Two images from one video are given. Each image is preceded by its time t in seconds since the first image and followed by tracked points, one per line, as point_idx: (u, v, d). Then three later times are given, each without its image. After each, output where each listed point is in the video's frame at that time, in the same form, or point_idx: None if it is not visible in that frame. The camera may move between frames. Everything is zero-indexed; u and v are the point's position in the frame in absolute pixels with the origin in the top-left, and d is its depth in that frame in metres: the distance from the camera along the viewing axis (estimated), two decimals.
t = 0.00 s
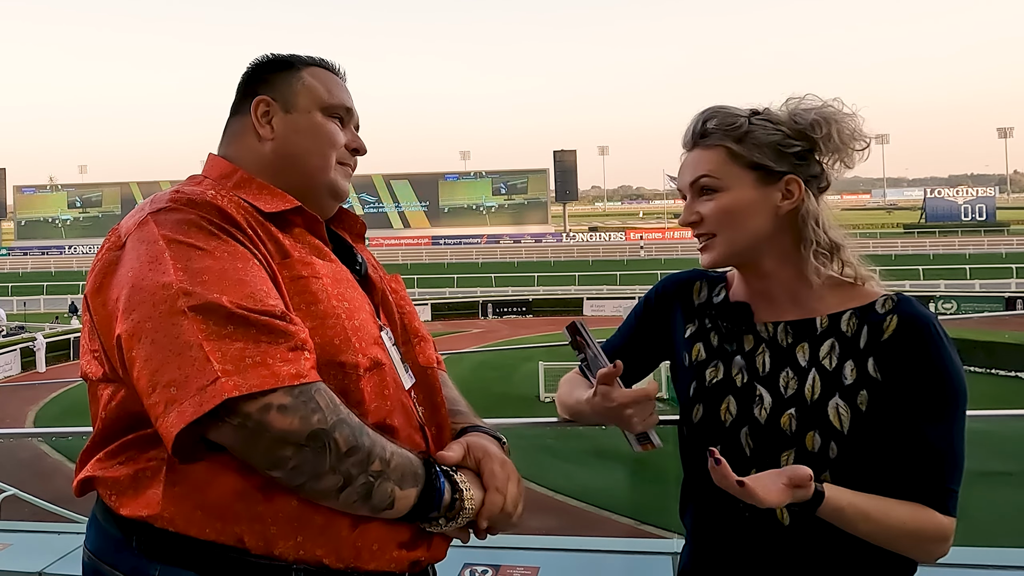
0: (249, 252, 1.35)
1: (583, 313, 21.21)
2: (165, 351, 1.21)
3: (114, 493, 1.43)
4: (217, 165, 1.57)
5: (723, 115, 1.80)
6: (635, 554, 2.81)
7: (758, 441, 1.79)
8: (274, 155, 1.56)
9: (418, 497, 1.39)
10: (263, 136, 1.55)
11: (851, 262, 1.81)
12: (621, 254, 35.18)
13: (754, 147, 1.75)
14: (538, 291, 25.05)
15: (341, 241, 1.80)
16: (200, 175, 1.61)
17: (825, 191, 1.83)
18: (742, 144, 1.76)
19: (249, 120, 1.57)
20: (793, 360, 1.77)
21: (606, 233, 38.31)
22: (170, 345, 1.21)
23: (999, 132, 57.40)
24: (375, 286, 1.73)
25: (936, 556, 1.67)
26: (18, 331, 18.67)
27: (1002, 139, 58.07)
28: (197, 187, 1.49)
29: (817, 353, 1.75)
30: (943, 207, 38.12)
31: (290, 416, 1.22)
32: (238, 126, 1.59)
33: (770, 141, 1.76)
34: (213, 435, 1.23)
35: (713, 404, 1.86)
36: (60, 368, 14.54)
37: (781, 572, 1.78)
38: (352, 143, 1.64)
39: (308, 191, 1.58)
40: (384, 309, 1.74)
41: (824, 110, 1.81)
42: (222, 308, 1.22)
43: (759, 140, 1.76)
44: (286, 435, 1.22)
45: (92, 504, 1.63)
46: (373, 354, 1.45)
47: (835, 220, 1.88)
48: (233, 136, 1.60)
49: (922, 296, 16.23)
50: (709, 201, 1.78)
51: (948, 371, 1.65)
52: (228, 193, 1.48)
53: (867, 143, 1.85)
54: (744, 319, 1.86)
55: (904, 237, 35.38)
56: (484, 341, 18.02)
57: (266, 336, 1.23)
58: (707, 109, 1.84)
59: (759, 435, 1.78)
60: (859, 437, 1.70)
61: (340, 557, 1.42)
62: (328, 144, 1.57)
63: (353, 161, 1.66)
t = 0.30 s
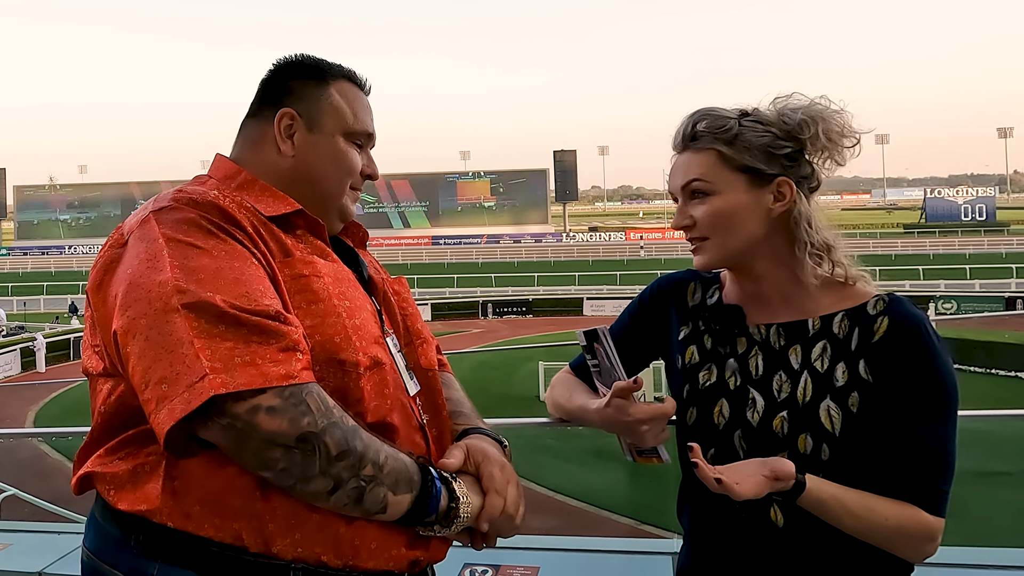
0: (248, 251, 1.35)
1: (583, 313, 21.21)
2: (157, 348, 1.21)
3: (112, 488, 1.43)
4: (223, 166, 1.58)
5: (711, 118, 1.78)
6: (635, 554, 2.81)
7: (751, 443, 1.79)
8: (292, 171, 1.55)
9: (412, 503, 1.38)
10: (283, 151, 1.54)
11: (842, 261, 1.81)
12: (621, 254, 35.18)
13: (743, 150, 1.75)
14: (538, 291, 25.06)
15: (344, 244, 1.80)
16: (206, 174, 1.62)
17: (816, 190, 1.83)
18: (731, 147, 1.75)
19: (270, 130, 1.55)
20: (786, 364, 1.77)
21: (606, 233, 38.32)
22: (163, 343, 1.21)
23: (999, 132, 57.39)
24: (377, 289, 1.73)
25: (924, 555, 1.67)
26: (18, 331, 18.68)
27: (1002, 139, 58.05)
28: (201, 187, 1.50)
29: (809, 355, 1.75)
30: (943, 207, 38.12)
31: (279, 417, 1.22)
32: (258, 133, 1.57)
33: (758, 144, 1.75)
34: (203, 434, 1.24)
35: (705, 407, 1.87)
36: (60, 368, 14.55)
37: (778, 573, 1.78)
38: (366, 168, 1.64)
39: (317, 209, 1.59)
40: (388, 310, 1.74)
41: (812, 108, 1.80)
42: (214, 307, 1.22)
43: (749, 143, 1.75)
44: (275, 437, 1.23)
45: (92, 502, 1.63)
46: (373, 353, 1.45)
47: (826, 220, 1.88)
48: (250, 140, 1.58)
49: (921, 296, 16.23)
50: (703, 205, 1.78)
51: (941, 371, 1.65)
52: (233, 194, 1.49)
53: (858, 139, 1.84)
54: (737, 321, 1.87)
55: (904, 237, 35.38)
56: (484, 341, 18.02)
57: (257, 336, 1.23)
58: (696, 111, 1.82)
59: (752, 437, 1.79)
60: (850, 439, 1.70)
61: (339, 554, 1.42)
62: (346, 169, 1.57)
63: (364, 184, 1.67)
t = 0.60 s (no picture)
0: (249, 254, 1.35)
1: (584, 313, 21.21)
2: (157, 352, 1.21)
3: (112, 488, 1.44)
4: (225, 166, 1.58)
5: (736, 109, 1.80)
6: (634, 555, 2.81)
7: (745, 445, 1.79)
8: (291, 174, 1.55)
9: (410, 510, 1.38)
10: (280, 156, 1.54)
11: (841, 266, 1.82)
12: (621, 254, 35.18)
13: (768, 145, 1.76)
14: (538, 291, 25.06)
15: (344, 244, 1.80)
16: (207, 176, 1.62)
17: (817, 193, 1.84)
18: (757, 140, 1.77)
19: (266, 135, 1.54)
20: (779, 364, 1.78)
21: (606, 234, 38.32)
22: (163, 347, 1.21)
23: (999, 132, 57.41)
24: (378, 290, 1.73)
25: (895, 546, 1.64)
26: (18, 331, 18.69)
27: (1002, 139, 58.08)
28: (202, 189, 1.51)
29: (801, 356, 1.76)
30: (943, 207, 38.12)
31: (278, 423, 1.22)
32: (253, 137, 1.56)
33: (782, 138, 1.77)
34: (202, 438, 1.24)
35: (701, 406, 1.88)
36: (60, 368, 14.56)
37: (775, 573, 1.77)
38: (365, 163, 1.63)
39: (318, 209, 1.59)
40: (388, 311, 1.74)
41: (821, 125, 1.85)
42: (214, 311, 1.22)
43: (773, 140, 1.77)
44: (273, 443, 1.23)
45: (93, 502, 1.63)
46: (374, 356, 1.45)
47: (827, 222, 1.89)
48: (246, 144, 1.58)
49: (921, 296, 16.24)
50: (718, 191, 1.77)
51: (929, 371, 1.64)
52: (233, 196, 1.49)
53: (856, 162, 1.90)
54: (732, 322, 1.87)
55: (904, 237, 35.38)
56: (484, 342, 18.03)
57: (256, 342, 1.23)
58: (724, 103, 1.83)
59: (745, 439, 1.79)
60: (840, 439, 1.70)
61: (338, 557, 1.42)
62: (344, 168, 1.56)
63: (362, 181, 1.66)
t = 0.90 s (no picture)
0: (250, 257, 1.35)
1: (583, 313, 21.21)
2: (158, 355, 1.21)
3: (112, 489, 1.44)
4: (225, 167, 1.58)
5: (743, 106, 1.80)
6: (635, 555, 2.81)
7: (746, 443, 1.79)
8: (291, 174, 1.55)
9: (409, 516, 1.37)
10: (280, 156, 1.54)
11: (842, 265, 1.82)
12: (621, 254, 35.18)
13: (772, 143, 1.76)
14: (538, 291, 25.06)
15: (345, 244, 1.80)
16: (208, 176, 1.62)
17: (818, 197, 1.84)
18: (761, 138, 1.77)
19: (266, 135, 1.54)
20: (781, 363, 1.78)
21: (606, 233, 38.33)
22: (163, 350, 1.21)
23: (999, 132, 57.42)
24: (380, 292, 1.74)
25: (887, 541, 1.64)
26: (18, 331, 18.69)
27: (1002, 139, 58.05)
28: (203, 189, 1.51)
29: (803, 355, 1.76)
30: (943, 207, 38.12)
31: (278, 428, 1.22)
32: (253, 138, 1.56)
33: (786, 138, 1.77)
34: (202, 441, 1.24)
35: (701, 406, 1.88)
36: (60, 368, 14.56)
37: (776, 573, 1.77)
38: (366, 161, 1.63)
39: (317, 208, 1.59)
40: (389, 313, 1.74)
41: (818, 129, 1.85)
42: (215, 314, 1.21)
43: (777, 139, 1.77)
44: (272, 447, 1.23)
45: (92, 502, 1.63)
46: (375, 358, 1.45)
47: (828, 223, 1.89)
48: (246, 145, 1.57)
49: (921, 296, 16.24)
50: (721, 187, 1.77)
51: (927, 371, 1.63)
52: (234, 197, 1.49)
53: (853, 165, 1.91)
54: (733, 321, 1.87)
55: (904, 237, 35.38)
56: (484, 342, 18.04)
57: (256, 345, 1.23)
58: (727, 100, 1.82)
59: (746, 437, 1.79)
60: (841, 436, 1.70)
61: (338, 559, 1.42)
62: (344, 167, 1.56)
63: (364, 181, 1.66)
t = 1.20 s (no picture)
0: (253, 257, 1.35)
1: (583, 313, 21.22)
2: (162, 355, 1.21)
3: (114, 489, 1.44)
4: (227, 166, 1.58)
5: (747, 106, 1.80)
6: (635, 555, 2.81)
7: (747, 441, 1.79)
8: (293, 174, 1.55)
9: (411, 516, 1.37)
10: (281, 157, 1.54)
11: (841, 265, 1.83)
12: (621, 254, 35.18)
13: (774, 144, 1.77)
14: (538, 291, 25.07)
15: (346, 245, 1.80)
16: (210, 175, 1.62)
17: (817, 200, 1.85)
18: (765, 138, 1.77)
19: (267, 136, 1.54)
20: (782, 361, 1.77)
21: (606, 234, 38.33)
22: (167, 349, 1.21)
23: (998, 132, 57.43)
24: (381, 292, 1.74)
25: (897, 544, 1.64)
26: (18, 331, 18.68)
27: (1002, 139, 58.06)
28: (206, 189, 1.51)
29: (804, 352, 1.76)
30: (943, 207, 38.12)
31: (282, 427, 1.22)
32: (254, 137, 1.56)
33: (788, 139, 1.78)
34: (206, 441, 1.24)
35: (703, 405, 1.88)
36: (60, 368, 14.55)
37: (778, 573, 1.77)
38: (368, 161, 1.63)
39: (317, 208, 1.59)
40: (391, 314, 1.74)
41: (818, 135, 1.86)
42: (219, 314, 1.21)
43: (778, 142, 1.77)
44: (276, 446, 1.23)
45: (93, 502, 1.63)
46: (376, 359, 1.45)
47: (827, 224, 1.89)
48: (247, 144, 1.58)
49: (921, 295, 16.24)
50: (723, 182, 1.76)
51: (931, 369, 1.63)
52: (236, 197, 1.49)
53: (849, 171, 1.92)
54: (734, 320, 1.87)
55: (904, 237, 35.38)
56: (484, 342, 18.04)
57: (261, 345, 1.23)
58: (732, 100, 1.83)
59: (748, 435, 1.79)
60: (845, 436, 1.70)
61: (340, 559, 1.42)
62: (345, 168, 1.56)
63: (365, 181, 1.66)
